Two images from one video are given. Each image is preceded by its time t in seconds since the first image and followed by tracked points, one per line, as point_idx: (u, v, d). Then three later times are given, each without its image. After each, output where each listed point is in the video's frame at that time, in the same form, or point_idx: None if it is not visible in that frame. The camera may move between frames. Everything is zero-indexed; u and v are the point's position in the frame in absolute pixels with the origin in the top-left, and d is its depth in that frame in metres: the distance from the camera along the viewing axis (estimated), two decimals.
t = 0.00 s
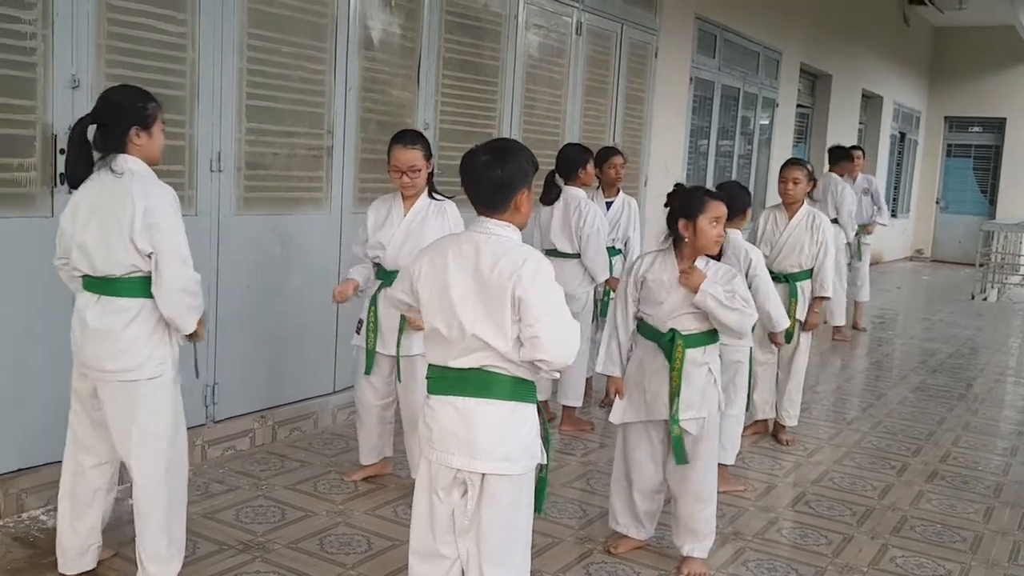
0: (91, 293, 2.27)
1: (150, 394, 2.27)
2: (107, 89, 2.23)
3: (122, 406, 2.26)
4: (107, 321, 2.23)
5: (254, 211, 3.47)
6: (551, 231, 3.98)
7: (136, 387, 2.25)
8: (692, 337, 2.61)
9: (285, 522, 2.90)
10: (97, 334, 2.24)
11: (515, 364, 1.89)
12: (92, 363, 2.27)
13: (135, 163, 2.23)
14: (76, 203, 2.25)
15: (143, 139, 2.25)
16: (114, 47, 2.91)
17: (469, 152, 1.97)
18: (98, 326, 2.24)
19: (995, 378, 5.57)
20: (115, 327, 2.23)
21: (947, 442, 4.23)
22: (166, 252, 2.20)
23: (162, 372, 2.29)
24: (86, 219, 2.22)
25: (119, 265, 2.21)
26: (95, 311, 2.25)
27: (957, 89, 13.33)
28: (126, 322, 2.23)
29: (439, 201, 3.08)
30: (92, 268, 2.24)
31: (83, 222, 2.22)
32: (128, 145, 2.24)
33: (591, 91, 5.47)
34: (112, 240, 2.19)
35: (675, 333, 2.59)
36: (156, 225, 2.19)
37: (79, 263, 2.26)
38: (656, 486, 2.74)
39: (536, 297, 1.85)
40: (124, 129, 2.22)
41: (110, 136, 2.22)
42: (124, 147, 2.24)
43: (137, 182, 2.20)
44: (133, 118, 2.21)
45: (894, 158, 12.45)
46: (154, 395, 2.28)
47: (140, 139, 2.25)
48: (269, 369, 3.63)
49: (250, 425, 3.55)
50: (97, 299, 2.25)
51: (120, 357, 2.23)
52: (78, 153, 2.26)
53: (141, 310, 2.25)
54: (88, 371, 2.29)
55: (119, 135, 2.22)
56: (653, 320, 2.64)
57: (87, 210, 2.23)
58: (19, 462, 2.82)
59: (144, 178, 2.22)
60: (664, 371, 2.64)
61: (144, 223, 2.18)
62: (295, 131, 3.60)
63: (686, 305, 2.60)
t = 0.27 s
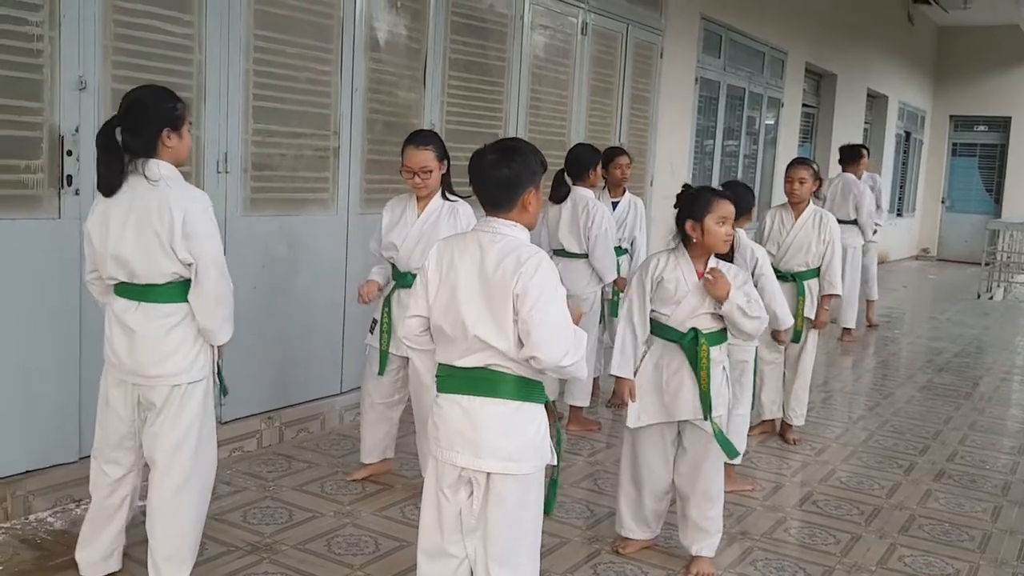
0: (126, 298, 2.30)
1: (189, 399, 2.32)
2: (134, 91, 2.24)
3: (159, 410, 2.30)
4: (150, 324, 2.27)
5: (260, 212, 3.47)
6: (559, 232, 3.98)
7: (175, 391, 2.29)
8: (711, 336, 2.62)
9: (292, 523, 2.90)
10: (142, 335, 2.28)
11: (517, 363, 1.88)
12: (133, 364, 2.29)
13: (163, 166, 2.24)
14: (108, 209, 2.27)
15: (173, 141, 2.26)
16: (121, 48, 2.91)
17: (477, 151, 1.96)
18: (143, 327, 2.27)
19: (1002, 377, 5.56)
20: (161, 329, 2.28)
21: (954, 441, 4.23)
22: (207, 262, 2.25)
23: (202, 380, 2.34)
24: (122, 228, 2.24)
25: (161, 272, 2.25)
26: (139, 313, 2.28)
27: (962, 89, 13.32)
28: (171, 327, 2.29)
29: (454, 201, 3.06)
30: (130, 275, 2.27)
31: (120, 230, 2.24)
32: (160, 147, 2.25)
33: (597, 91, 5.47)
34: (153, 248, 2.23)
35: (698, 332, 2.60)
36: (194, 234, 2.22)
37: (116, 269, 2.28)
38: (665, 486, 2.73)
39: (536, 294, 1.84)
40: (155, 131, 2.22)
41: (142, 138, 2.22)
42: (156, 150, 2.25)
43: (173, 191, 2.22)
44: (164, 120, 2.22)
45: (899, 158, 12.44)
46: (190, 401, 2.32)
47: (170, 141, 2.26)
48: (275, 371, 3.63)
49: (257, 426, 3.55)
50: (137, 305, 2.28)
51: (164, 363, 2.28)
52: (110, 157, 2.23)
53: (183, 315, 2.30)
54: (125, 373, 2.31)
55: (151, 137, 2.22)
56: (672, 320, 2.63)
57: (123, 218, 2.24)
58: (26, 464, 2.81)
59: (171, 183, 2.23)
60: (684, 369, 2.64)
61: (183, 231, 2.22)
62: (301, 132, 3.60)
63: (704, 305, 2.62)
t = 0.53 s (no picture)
0: (134, 302, 2.30)
1: (194, 401, 2.32)
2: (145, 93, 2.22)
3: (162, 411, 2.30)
4: (157, 326, 2.27)
5: (265, 216, 3.47)
6: (567, 235, 3.98)
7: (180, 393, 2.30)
8: (716, 339, 2.60)
9: (299, 527, 2.90)
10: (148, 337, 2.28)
11: (523, 367, 1.88)
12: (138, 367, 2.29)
13: (172, 172, 2.24)
14: (119, 214, 2.27)
15: (185, 146, 2.26)
16: (127, 53, 2.92)
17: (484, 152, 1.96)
18: (150, 331, 2.28)
19: (1009, 378, 5.55)
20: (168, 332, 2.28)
21: (961, 442, 4.22)
22: (216, 269, 2.25)
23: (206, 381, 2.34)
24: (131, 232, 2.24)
25: (170, 278, 2.25)
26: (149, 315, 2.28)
27: (966, 89, 13.32)
28: (178, 330, 2.29)
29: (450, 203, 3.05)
30: (138, 280, 2.26)
31: (129, 235, 2.24)
32: (171, 152, 2.25)
33: (601, 93, 5.48)
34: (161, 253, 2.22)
35: (700, 336, 2.58)
36: (203, 242, 2.23)
37: (124, 274, 2.28)
38: (672, 488, 2.73)
39: (543, 299, 1.83)
40: (168, 136, 2.22)
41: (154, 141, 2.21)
42: (169, 154, 2.24)
43: (183, 199, 2.23)
44: (177, 125, 2.22)
45: (904, 158, 12.43)
46: (194, 403, 2.32)
47: (182, 146, 2.26)
48: (281, 375, 3.63)
49: (264, 429, 3.55)
50: (146, 308, 2.28)
51: (170, 364, 2.28)
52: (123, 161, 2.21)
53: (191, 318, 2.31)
54: (131, 375, 2.31)
55: (164, 142, 2.21)
56: (676, 321, 2.63)
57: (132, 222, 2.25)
58: (33, 468, 2.82)
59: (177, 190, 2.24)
60: (686, 371, 2.64)
61: (191, 239, 2.22)
62: (306, 136, 3.60)
63: (712, 309, 2.60)
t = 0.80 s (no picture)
0: (130, 304, 2.30)
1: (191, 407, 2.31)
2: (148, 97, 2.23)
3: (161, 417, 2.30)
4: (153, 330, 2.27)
5: (267, 220, 3.47)
6: (568, 236, 3.97)
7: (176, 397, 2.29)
8: (719, 343, 2.61)
9: (303, 530, 2.90)
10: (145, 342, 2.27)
11: (530, 369, 1.88)
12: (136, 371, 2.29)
13: (173, 176, 2.24)
14: (119, 215, 2.28)
15: (189, 151, 2.26)
16: (129, 58, 2.92)
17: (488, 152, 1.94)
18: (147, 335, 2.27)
19: (1013, 377, 5.54)
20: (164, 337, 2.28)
21: (965, 441, 4.21)
22: (208, 274, 2.25)
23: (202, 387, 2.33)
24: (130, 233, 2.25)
25: (164, 281, 2.24)
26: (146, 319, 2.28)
27: (967, 87, 13.31)
28: (172, 333, 2.28)
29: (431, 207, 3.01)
30: (135, 283, 2.26)
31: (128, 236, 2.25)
32: (175, 157, 2.25)
33: (603, 94, 5.48)
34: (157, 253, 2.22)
35: (695, 337, 2.59)
36: (198, 247, 2.23)
37: (122, 277, 2.28)
38: (677, 489, 2.73)
39: (550, 299, 1.83)
40: (173, 139, 2.23)
41: (157, 146, 2.22)
42: (173, 159, 2.25)
43: (180, 203, 2.22)
44: (181, 131, 2.22)
45: (906, 156, 12.42)
46: (193, 408, 2.31)
47: (186, 151, 2.26)
48: (284, 378, 3.63)
49: (267, 433, 3.55)
50: (142, 311, 2.28)
51: (166, 368, 2.27)
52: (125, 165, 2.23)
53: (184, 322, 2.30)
54: (130, 381, 2.31)
55: (168, 145, 2.23)
56: (677, 325, 2.65)
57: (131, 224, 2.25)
58: (37, 474, 2.82)
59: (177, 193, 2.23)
60: (682, 374, 2.65)
61: (186, 245, 2.22)
62: (307, 139, 3.60)
63: (712, 310, 2.59)
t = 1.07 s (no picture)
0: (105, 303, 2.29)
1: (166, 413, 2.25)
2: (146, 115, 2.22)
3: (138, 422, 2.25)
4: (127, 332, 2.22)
5: (271, 222, 3.48)
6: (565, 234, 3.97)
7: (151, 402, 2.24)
8: (724, 344, 2.60)
9: (307, 532, 2.90)
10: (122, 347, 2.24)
11: (537, 372, 1.88)
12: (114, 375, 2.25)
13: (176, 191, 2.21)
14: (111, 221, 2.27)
15: (186, 168, 2.23)
16: (132, 61, 2.92)
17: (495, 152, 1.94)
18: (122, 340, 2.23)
19: (1018, 377, 5.52)
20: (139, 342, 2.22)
21: (970, 442, 4.20)
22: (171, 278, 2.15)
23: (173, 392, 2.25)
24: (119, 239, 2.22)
25: (126, 279, 2.20)
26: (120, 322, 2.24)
27: (971, 86, 13.28)
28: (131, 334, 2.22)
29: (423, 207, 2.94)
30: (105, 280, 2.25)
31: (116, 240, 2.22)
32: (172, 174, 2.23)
33: (606, 95, 5.47)
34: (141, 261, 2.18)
35: (696, 338, 2.59)
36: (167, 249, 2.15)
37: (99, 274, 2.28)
38: (684, 492, 2.73)
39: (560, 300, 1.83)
40: (169, 158, 2.19)
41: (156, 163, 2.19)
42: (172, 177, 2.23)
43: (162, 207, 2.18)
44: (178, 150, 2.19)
45: (910, 156, 12.40)
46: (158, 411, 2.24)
47: (184, 168, 2.23)
48: (288, 381, 3.63)
49: (271, 435, 3.56)
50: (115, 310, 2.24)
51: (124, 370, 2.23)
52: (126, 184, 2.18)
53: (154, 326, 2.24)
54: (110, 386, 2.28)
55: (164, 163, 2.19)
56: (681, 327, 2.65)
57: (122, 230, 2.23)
58: (41, 476, 2.82)
59: (176, 206, 2.19)
60: (687, 375, 2.64)
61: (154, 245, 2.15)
62: (311, 141, 3.61)
63: (715, 310, 2.57)
